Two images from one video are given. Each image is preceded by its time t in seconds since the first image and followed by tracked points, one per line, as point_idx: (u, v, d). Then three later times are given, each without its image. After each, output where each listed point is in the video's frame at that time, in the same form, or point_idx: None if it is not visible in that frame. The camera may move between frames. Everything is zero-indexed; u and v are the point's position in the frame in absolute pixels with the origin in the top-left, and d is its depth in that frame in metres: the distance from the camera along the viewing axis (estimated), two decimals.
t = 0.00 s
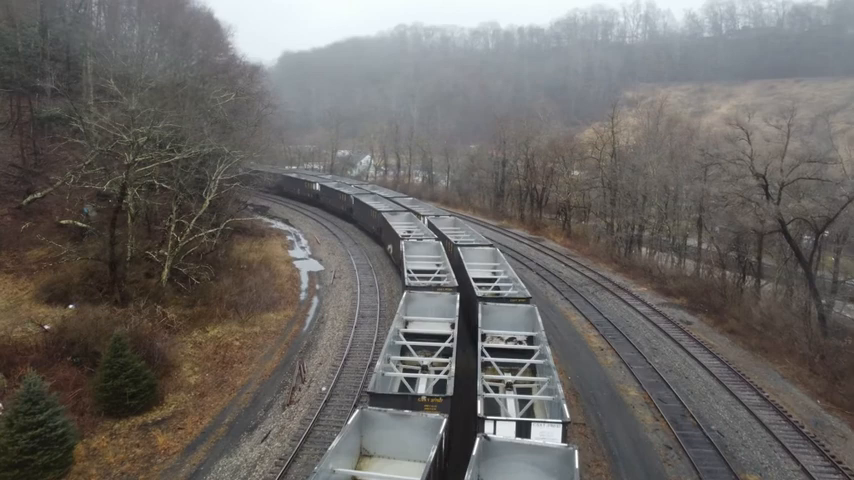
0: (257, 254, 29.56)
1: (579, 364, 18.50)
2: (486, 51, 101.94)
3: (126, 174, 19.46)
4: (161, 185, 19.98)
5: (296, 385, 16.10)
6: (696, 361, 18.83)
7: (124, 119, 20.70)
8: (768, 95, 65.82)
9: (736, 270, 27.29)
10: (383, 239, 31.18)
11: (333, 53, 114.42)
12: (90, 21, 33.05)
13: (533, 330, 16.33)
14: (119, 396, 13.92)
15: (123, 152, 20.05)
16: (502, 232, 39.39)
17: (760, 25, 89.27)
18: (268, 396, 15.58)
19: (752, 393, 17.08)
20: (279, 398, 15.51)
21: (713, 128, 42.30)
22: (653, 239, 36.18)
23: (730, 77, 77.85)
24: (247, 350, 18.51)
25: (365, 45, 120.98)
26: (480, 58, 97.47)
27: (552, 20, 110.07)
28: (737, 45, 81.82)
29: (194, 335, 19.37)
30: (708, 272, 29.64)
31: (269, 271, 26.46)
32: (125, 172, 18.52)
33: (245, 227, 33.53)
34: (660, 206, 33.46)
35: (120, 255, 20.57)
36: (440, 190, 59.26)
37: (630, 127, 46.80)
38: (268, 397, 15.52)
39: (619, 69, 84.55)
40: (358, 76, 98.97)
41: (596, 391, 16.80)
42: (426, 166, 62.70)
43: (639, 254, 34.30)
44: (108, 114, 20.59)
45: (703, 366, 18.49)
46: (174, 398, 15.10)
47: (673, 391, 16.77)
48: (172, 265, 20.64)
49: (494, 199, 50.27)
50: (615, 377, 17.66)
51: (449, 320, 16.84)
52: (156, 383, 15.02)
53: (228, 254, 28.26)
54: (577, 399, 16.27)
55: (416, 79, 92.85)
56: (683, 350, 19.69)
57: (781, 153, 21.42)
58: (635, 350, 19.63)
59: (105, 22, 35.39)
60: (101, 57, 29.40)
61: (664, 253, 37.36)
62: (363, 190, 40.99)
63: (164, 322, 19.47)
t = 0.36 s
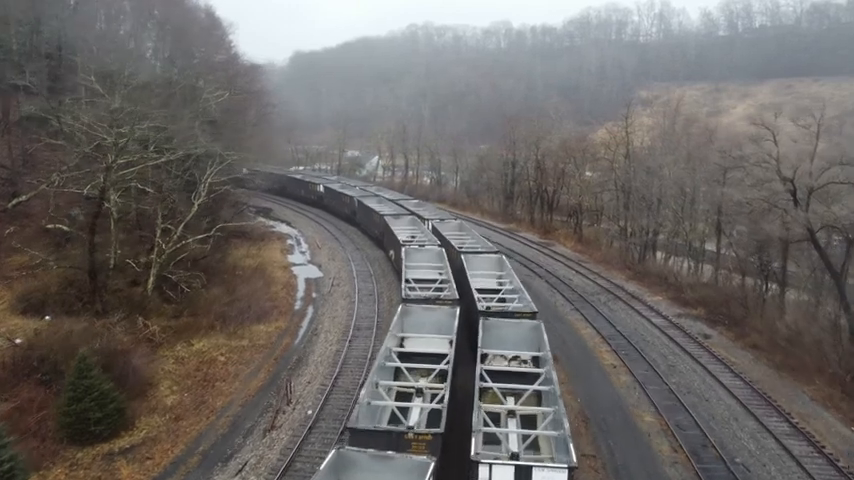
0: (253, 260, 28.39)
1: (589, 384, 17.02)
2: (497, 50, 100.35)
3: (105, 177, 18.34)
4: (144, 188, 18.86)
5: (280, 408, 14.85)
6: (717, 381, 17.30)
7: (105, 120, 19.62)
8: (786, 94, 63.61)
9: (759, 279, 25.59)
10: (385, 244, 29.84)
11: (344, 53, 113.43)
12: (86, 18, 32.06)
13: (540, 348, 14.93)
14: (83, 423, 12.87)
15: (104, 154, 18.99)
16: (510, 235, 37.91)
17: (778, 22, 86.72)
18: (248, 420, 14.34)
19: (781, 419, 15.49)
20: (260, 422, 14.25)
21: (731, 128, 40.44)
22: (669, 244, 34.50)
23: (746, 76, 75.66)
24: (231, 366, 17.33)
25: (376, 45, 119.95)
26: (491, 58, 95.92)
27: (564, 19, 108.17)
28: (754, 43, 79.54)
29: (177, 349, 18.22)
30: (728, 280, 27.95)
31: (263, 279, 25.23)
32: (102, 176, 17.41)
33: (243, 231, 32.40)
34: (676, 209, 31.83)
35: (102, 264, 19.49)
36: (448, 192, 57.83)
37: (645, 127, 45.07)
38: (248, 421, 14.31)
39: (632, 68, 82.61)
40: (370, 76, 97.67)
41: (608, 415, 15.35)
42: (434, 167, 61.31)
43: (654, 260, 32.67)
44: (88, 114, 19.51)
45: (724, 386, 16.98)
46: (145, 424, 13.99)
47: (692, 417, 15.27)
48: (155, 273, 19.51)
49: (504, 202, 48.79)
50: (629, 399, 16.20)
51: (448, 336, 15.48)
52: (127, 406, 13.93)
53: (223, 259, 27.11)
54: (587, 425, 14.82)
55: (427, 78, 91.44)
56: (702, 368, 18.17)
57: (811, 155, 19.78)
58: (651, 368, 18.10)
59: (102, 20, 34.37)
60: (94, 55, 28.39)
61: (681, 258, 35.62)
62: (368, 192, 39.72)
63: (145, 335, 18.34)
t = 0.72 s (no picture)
0: (235, 268, 26.97)
1: (588, 410, 15.53)
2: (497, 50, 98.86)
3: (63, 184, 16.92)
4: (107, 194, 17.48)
5: (245, 441, 13.41)
6: (728, 407, 15.78)
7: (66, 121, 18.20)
8: (791, 93, 61.94)
9: (770, 289, 24.03)
10: (374, 251, 28.38)
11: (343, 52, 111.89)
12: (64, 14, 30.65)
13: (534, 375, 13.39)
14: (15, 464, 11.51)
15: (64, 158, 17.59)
16: (508, 241, 36.35)
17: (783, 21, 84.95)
18: (207, 456, 12.90)
19: (800, 453, 13.95)
20: (220, 459, 12.84)
21: (737, 129, 38.89)
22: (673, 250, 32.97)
23: (750, 75, 74.00)
24: (196, 390, 15.94)
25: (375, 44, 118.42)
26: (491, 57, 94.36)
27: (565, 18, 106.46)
28: (760, 42, 77.82)
29: (140, 370, 16.85)
30: (736, 290, 26.41)
31: (243, 289, 23.80)
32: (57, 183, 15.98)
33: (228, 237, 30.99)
34: (682, 214, 30.25)
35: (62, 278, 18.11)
36: (446, 194, 56.36)
37: (648, 128, 43.47)
38: (208, 457, 12.88)
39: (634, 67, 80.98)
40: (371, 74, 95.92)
41: (608, 449, 13.87)
42: (432, 169, 59.84)
43: (657, 267, 31.14)
44: (48, 115, 18.08)
45: (736, 413, 15.48)
46: (89, 463, 12.64)
47: (702, 451, 13.75)
48: (119, 287, 18.11)
49: (502, 205, 47.29)
50: (631, 429, 14.71)
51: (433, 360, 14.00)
52: (70, 443, 12.60)
53: (202, 267, 25.69)
54: (585, 462, 13.32)
55: (426, 77, 89.98)
56: (711, 391, 16.66)
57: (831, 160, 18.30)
58: (655, 391, 16.56)
59: (83, 16, 32.98)
60: (70, 54, 27.03)
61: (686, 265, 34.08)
62: (360, 195, 38.24)
63: (106, 355, 16.94)
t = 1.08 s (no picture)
0: (216, 276, 25.83)
1: (582, 437, 14.40)
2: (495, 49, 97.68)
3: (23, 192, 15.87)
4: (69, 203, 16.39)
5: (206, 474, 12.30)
6: (732, 432, 14.66)
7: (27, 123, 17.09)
8: (791, 93, 60.79)
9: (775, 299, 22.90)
10: (362, 258, 27.25)
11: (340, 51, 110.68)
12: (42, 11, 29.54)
13: (522, 402, 12.29)
14: None
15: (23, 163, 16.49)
16: (503, 246, 35.19)
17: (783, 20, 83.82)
18: None
19: None
20: None
21: (738, 130, 37.77)
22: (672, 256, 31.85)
23: (749, 75, 72.85)
24: (159, 414, 14.84)
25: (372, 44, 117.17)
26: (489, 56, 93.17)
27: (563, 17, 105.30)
28: (761, 41, 76.71)
29: (102, 391, 15.75)
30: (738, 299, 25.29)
31: (222, 298, 22.67)
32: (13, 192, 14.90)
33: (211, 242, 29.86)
34: (682, 219, 29.13)
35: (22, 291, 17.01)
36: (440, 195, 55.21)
37: (648, 130, 42.38)
38: None
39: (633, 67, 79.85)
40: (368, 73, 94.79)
41: None
42: (426, 170, 58.71)
43: (657, 274, 30.02)
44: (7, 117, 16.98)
45: (741, 439, 14.35)
46: None
47: None
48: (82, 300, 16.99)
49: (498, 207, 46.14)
50: (628, 458, 13.58)
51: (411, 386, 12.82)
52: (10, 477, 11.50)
53: (180, 275, 24.55)
54: None
55: (423, 76, 88.87)
56: (714, 413, 15.53)
57: (843, 165, 17.34)
58: (654, 414, 15.42)
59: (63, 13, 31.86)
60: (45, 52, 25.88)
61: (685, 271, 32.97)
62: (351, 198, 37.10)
63: (66, 374, 15.85)
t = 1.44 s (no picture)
0: (194, 280, 24.80)
1: (570, 458, 13.41)
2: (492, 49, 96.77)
3: None
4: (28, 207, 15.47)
5: None
6: (731, 453, 13.65)
7: None
8: (791, 94, 59.92)
9: (775, 306, 21.95)
10: (347, 261, 26.26)
11: (336, 50, 109.75)
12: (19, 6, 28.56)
13: (504, 425, 11.30)
14: None
15: None
16: (496, 249, 34.13)
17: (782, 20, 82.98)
18: None
19: None
20: None
21: (737, 130, 36.88)
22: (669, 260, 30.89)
23: (748, 75, 72.02)
24: (117, 434, 13.82)
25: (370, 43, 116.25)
26: (487, 54, 92.28)
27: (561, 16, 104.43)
28: (761, 40, 75.75)
29: (58, 407, 14.70)
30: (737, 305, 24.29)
31: (197, 305, 21.68)
32: None
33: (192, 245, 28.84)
34: (680, 221, 28.18)
35: None
36: (434, 196, 54.29)
37: (645, 129, 41.33)
38: None
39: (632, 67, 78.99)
40: (364, 72, 93.66)
41: None
42: (421, 171, 57.75)
43: (653, 278, 29.07)
44: None
45: (741, 461, 13.32)
46: None
47: None
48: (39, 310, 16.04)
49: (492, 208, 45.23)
50: None
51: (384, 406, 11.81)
52: None
53: (156, 280, 23.48)
54: None
55: (420, 75, 87.92)
56: (712, 432, 14.50)
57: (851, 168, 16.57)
58: (649, 433, 14.40)
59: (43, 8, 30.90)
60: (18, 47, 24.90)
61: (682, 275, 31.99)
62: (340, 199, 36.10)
63: (20, 389, 14.83)
